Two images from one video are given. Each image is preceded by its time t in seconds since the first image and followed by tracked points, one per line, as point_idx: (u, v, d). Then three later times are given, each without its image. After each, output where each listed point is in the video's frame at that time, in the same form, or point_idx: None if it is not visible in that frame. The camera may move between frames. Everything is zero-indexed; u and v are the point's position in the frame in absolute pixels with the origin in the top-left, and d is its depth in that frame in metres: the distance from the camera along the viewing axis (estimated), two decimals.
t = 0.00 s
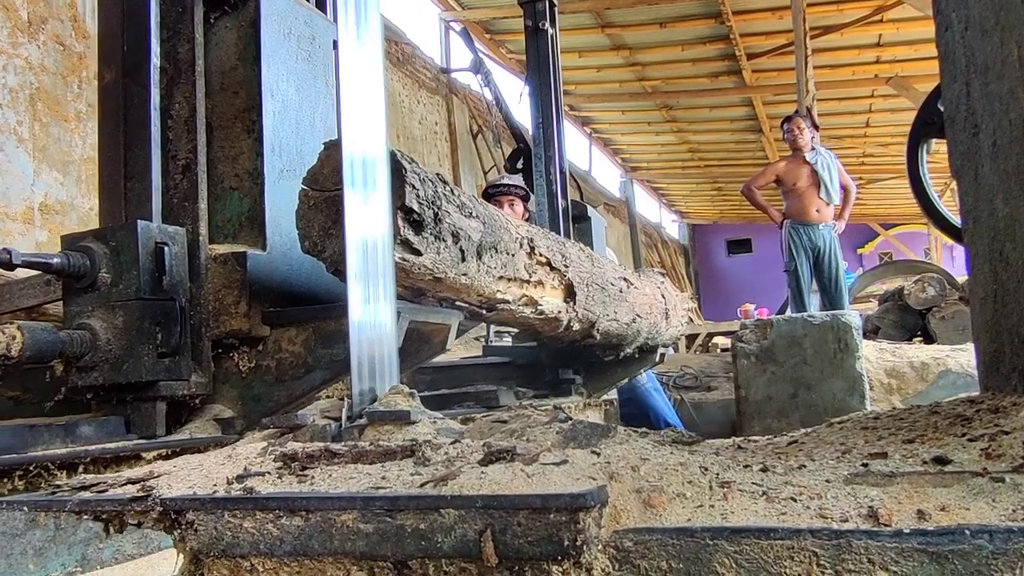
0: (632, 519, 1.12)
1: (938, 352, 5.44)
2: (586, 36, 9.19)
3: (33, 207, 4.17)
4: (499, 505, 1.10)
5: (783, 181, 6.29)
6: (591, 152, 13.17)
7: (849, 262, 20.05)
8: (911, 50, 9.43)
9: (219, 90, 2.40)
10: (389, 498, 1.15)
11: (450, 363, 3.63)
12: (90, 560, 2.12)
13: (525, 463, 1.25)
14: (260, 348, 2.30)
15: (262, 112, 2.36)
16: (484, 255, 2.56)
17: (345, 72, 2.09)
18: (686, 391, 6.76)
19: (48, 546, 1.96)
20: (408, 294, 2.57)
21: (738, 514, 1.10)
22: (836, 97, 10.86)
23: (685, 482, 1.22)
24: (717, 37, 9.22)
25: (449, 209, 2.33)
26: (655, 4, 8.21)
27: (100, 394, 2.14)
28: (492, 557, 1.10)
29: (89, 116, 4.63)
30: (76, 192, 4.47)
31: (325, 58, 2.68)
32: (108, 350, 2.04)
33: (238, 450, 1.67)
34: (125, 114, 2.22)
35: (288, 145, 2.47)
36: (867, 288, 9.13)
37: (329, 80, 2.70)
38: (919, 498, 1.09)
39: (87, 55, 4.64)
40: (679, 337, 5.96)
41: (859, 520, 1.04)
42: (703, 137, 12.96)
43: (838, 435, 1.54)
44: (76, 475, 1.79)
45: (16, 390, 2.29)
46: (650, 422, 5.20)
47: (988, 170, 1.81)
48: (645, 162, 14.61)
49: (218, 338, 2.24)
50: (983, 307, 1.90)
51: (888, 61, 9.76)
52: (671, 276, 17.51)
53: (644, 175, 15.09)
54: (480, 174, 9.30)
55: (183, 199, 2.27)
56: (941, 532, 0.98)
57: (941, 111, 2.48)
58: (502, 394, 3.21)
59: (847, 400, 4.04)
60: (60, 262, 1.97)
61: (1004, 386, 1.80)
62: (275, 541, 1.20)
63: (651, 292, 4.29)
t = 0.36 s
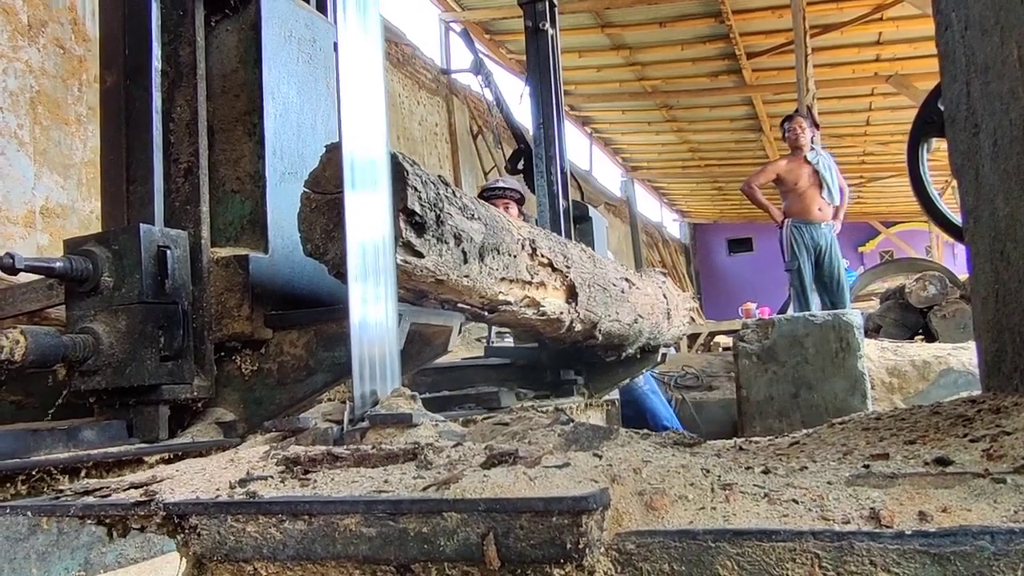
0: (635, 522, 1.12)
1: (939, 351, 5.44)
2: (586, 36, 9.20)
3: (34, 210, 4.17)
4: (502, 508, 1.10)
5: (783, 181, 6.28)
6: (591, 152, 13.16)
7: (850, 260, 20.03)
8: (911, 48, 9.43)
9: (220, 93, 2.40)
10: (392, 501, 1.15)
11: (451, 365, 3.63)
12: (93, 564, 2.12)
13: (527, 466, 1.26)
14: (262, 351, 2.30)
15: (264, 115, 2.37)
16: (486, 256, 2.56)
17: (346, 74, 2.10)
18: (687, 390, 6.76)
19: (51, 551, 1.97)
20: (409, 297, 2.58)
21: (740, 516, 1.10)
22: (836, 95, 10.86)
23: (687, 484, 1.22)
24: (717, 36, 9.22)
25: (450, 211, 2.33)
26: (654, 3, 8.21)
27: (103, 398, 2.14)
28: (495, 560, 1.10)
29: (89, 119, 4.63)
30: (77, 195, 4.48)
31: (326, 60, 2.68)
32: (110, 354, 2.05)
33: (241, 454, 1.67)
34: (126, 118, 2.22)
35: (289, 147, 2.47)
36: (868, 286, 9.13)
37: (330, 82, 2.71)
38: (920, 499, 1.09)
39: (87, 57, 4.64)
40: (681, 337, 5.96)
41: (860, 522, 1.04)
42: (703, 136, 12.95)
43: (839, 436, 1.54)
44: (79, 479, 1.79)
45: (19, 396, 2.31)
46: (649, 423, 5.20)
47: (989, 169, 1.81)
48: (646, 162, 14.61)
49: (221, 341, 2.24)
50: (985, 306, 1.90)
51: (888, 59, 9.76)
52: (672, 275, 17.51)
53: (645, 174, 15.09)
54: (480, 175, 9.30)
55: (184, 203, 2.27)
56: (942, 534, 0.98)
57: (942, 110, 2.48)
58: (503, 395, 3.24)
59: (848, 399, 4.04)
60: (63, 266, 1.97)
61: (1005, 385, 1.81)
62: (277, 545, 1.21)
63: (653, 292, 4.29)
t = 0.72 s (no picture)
0: (628, 519, 1.13)
1: (939, 349, 5.44)
2: (586, 37, 9.20)
3: (35, 212, 4.18)
4: (496, 507, 1.11)
5: (782, 181, 6.28)
6: (592, 152, 13.17)
7: (851, 259, 20.02)
8: (911, 47, 9.43)
9: (220, 95, 2.41)
10: (387, 500, 1.16)
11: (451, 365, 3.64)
12: (93, 564, 2.13)
13: (522, 465, 1.26)
14: (262, 352, 2.31)
15: (263, 117, 2.37)
16: (485, 257, 2.57)
17: (343, 76, 2.10)
18: (688, 390, 6.76)
19: (51, 551, 1.97)
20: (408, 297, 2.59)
21: (732, 513, 1.11)
22: (836, 94, 10.86)
23: (681, 482, 1.23)
24: (717, 36, 9.22)
25: (449, 212, 2.33)
26: (654, 3, 8.21)
27: (103, 399, 2.15)
28: (489, 558, 1.11)
29: (89, 121, 4.64)
30: (77, 197, 4.49)
31: (325, 62, 2.69)
32: (111, 355, 2.06)
33: (240, 454, 1.68)
34: (126, 121, 2.23)
35: (289, 149, 2.48)
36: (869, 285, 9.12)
37: (329, 84, 2.71)
38: (911, 496, 1.10)
39: (88, 60, 4.65)
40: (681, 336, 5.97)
41: (852, 519, 1.05)
42: (704, 136, 12.95)
43: (833, 434, 1.55)
44: (79, 479, 1.80)
45: (19, 398, 2.31)
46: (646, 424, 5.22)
47: (983, 169, 1.82)
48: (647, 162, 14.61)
49: (221, 342, 2.25)
50: (980, 305, 1.90)
51: (888, 58, 9.76)
52: (673, 274, 17.51)
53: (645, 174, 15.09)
54: (481, 175, 9.30)
55: (184, 205, 2.28)
56: (931, 530, 0.99)
57: (938, 109, 2.49)
58: (503, 394, 3.24)
59: (847, 398, 4.05)
60: (63, 268, 1.98)
61: (1000, 384, 1.81)
62: (274, 545, 1.22)
63: (653, 292, 4.29)
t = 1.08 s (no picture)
0: (633, 514, 1.14)
1: (942, 348, 5.44)
2: (587, 36, 9.21)
3: (38, 213, 4.19)
4: (502, 502, 1.12)
5: (783, 180, 6.29)
6: (593, 151, 13.17)
7: (853, 258, 20.01)
8: (912, 45, 9.44)
9: (224, 96, 2.42)
10: (394, 496, 1.17)
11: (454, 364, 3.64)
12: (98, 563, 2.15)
13: (527, 461, 1.27)
14: (267, 351, 2.32)
15: (267, 116, 2.38)
16: (489, 256, 2.59)
17: (348, 76, 2.12)
18: (690, 389, 6.77)
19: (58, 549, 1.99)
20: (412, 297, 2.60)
21: (736, 508, 1.12)
22: (838, 93, 10.86)
23: (685, 477, 1.24)
24: (718, 35, 9.23)
25: (453, 211, 2.35)
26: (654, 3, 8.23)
27: (109, 398, 2.16)
28: (496, 552, 1.13)
29: (92, 122, 4.65)
30: (80, 198, 4.50)
31: (329, 62, 2.70)
32: (117, 354, 2.07)
33: (246, 452, 1.69)
34: (131, 121, 2.24)
35: (293, 149, 2.49)
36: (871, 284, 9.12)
37: (332, 84, 2.72)
38: (913, 490, 1.11)
39: (90, 61, 4.67)
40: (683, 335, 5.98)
41: (855, 513, 1.06)
42: (705, 134, 12.96)
43: (836, 430, 1.56)
44: (85, 478, 1.81)
45: (25, 397, 2.33)
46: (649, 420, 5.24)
47: (984, 166, 1.82)
48: (648, 161, 14.62)
49: (225, 341, 2.26)
50: (982, 302, 1.91)
51: (889, 57, 9.76)
52: (675, 274, 17.51)
53: (647, 173, 15.10)
54: (482, 175, 9.31)
55: (189, 205, 2.30)
56: (934, 523, 1.00)
57: (938, 107, 2.51)
58: (505, 394, 3.23)
59: (850, 396, 4.06)
60: (69, 268, 1.99)
61: (1002, 380, 1.82)
62: (282, 541, 1.23)
63: (655, 291, 4.30)
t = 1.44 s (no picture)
0: (634, 518, 1.13)
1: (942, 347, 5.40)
2: (587, 36, 9.21)
3: (38, 216, 4.19)
4: (503, 506, 1.12)
5: (783, 179, 6.28)
6: (594, 151, 13.16)
7: (854, 257, 19.99)
8: (912, 44, 9.44)
9: (223, 98, 2.42)
10: (394, 501, 1.16)
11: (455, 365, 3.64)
12: (100, 567, 2.15)
13: (528, 465, 1.27)
14: (267, 353, 2.31)
15: (267, 118, 2.38)
16: (489, 257, 2.58)
17: (347, 78, 2.11)
18: (692, 389, 6.76)
19: (58, 554, 1.99)
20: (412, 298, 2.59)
21: (738, 511, 1.12)
22: (839, 92, 10.85)
23: (686, 481, 1.23)
24: (718, 34, 9.23)
25: (453, 213, 2.35)
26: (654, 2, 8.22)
27: (109, 402, 2.16)
28: (497, 557, 1.12)
29: (92, 124, 4.66)
30: (81, 200, 4.50)
31: (329, 63, 2.70)
32: (117, 358, 2.06)
33: (246, 456, 1.69)
34: (131, 124, 2.24)
35: (292, 151, 2.48)
36: (872, 283, 9.11)
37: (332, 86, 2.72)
38: (917, 493, 1.10)
39: (90, 63, 4.67)
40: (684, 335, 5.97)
41: (857, 516, 1.05)
42: (705, 134, 12.94)
43: (838, 432, 1.55)
44: (86, 482, 1.81)
45: (26, 401, 2.33)
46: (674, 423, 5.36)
47: (986, 166, 1.82)
48: (649, 161, 14.61)
49: (226, 344, 2.25)
50: (984, 302, 1.91)
51: (890, 55, 9.75)
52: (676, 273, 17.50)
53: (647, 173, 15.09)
54: (483, 175, 9.31)
55: (189, 207, 2.30)
56: (937, 527, 0.99)
57: (939, 106, 2.50)
58: (507, 395, 3.22)
59: (852, 396, 4.05)
60: (68, 271, 1.99)
61: (1004, 380, 1.81)
62: (282, 546, 1.23)
63: (657, 292, 4.31)
